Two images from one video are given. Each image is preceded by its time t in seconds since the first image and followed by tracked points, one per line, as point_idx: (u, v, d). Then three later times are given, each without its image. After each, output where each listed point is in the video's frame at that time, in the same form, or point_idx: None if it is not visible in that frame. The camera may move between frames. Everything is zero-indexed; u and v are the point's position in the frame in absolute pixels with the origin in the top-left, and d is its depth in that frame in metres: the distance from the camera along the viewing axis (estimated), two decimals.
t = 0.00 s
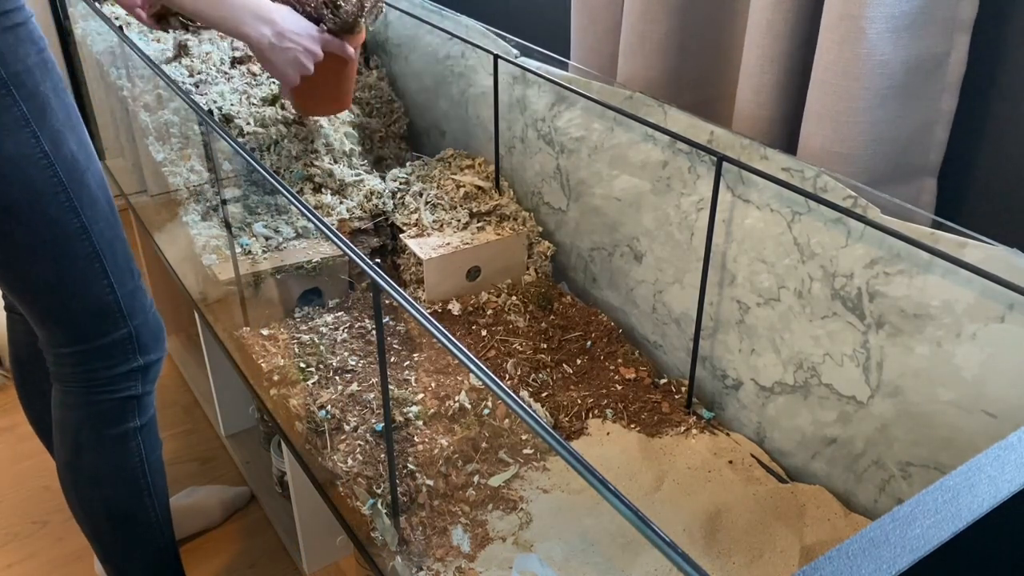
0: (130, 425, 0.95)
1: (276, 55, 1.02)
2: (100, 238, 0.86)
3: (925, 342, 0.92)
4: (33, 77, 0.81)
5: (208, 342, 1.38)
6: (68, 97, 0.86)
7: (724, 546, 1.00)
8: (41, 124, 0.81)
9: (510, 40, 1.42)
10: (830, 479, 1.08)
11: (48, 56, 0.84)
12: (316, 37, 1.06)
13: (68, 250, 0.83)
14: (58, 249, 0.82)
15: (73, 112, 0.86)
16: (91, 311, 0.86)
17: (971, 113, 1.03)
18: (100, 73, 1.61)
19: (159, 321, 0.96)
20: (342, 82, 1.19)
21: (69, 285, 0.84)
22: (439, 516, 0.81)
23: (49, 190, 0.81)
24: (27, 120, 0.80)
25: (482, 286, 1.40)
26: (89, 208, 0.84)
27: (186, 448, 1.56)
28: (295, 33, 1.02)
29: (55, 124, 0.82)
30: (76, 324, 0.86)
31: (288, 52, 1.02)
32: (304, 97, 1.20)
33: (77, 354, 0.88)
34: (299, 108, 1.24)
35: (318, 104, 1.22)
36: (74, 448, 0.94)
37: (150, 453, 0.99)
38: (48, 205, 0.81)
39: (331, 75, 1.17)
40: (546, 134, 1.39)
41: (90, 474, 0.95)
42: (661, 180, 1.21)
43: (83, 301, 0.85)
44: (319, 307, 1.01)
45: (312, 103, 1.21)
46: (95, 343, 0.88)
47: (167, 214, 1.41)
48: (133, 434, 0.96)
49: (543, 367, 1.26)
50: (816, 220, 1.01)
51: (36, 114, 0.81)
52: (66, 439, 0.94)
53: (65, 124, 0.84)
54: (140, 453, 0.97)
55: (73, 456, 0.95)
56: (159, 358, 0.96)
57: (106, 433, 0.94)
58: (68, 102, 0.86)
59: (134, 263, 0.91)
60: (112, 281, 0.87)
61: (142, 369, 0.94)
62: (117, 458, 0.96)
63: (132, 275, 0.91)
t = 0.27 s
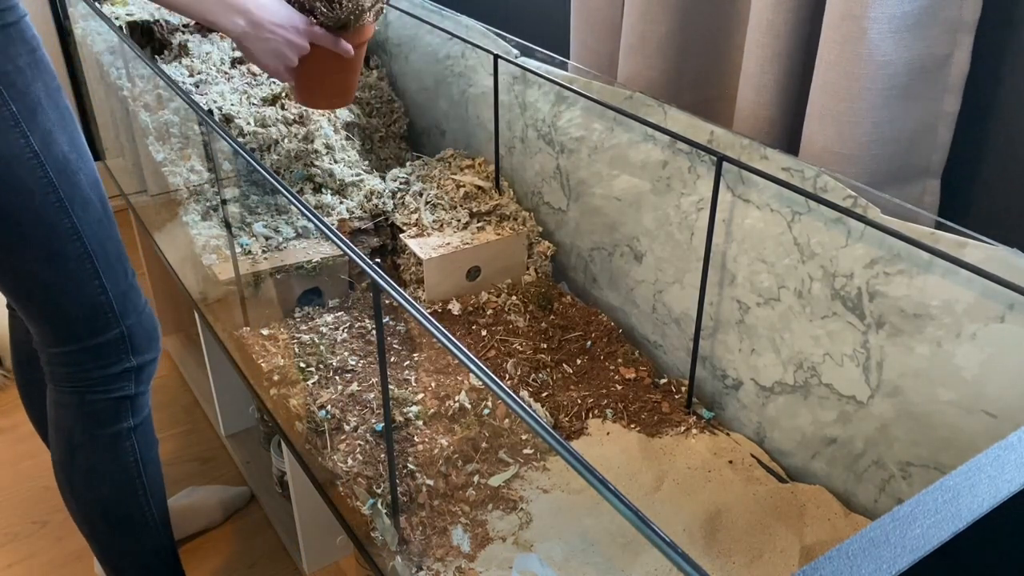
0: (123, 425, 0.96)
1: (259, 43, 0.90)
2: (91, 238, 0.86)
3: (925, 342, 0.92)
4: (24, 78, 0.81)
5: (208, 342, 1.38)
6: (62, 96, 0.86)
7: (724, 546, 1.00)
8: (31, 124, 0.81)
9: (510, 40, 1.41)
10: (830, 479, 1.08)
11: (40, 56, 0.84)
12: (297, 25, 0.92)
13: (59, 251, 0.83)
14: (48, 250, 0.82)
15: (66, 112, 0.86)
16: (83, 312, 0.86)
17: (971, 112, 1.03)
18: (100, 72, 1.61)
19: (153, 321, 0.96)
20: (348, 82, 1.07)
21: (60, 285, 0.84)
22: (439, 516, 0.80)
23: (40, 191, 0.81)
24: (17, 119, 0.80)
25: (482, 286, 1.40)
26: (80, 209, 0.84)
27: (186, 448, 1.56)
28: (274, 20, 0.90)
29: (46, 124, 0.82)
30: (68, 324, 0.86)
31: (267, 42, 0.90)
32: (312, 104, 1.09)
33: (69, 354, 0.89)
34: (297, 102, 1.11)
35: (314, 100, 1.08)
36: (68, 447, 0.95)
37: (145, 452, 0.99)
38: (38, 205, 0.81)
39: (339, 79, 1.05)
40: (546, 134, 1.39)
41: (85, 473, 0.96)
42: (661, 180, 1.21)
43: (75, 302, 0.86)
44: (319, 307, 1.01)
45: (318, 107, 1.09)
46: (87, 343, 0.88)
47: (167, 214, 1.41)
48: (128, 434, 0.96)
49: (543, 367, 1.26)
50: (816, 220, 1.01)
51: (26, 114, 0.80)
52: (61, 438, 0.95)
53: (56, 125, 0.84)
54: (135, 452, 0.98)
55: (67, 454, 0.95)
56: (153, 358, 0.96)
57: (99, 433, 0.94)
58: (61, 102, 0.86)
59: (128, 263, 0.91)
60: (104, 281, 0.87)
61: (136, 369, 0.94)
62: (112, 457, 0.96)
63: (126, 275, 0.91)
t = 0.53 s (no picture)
0: (119, 423, 0.95)
1: (270, 40, 1.05)
2: (87, 237, 0.86)
3: (925, 342, 0.92)
4: (22, 75, 0.81)
5: (208, 342, 1.38)
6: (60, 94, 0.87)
7: (724, 546, 1.00)
8: (28, 121, 0.81)
9: (510, 40, 1.41)
10: (830, 479, 1.08)
11: (39, 54, 0.84)
12: (310, 23, 1.04)
13: (54, 249, 0.83)
14: (44, 248, 0.83)
15: (64, 110, 0.86)
16: (79, 310, 0.87)
17: (971, 112, 1.03)
18: (100, 73, 1.61)
19: (149, 320, 0.96)
20: (368, 79, 1.18)
21: (55, 284, 0.84)
22: (439, 516, 0.80)
23: (35, 189, 0.81)
24: (14, 117, 0.80)
25: (482, 286, 1.40)
26: (76, 208, 0.84)
27: (186, 448, 1.56)
28: (284, 20, 1.03)
29: (43, 122, 0.82)
30: (64, 323, 0.86)
31: (276, 38, 1.04)
32: (335, 100, 1.21)
33: (65, 352, 0.89)
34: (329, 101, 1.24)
35: (340, 97, 1.21)
36: (64, 445, 0.95)
37: (142, 451, 0.99)
38: (34, 204, 0.81)
39: (358, 77, 1.16)
40: (546, 134, 1.39)
41: (81, 472, 0.96)
42: (662, 180, 1.21)
43: (70, 300, 0.86)
44: (319, 307, 1.01)
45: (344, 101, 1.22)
46: (82, 342, 0.88)
47: (167, 214, 1.41)
48: (123, 433, 0.96)
49: (543, 367, 1.26)
50: (816, 220, 1.01)
51: (23, 112, 0.80)
52: (57, 436, 0.95)
53: (53, 123, 0.84)
54: (131, 451, 0.98)
55: (64, 453, 0.95)
56: (149, 357, 0.96)
57: (95, 431, 0.94)
58: (59, 100, 0.86)
59: (123, 262, 0.91)
60: (99, 281, 0.87)
61: (131, 368, 0.94)
62: (108, 456, 0.96)
63: (121, 274, 0.91)
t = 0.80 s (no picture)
0: (118, 424, 0.95)
1: (283, 40, 0.95)
2: (85, 238, 0.86)
3: (925, 342, 0.92)
4: (22, 74, 0.81)
5: (208, 342, 1.38)
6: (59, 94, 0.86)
7: (724, 546, 1.00)
8: (26, 122, 0.81)
9: (510, 40, 1.41)
10: (830, 479, 1.08)
11: (41, 52, 0.84)
12: (321, 19, 0.96)
13: (52, 249, 0.83)
14: (42, 249, 0.83)
15: (64, 110, 0.86)
16: (76, 311, 0.87)
17: (971, 112, 1.03)
18: (100, 73, 1.61)
19: (148, 321, 0.96)
20: (376, 80, 1.11)
21: (53, 284, 0.84)
22: (439, 516, 0.80)
23: (33, 190, 0.81)
24: (11, 118, 0.80)
25: (482, 286, 1.40)
26: (75, 208, 0.84)
27: (186, 448, 1.56)
28: (298, 18, 0.95)
29: (42, 122, 0.82)
30: (62, 323, 0.86)
31: (290, 39, 0.95)
32: (341, 101, 1.14)
33: (64, 352, 0.89)
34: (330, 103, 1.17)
35: (345, 100, 1.13)
36: (63, 445, 0.95)
37: (141, 452, 0.99)
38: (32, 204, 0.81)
39: (365, 78, 1.09)
40: (546, 134, 1.39)
41: (80, 472, 0.96)
42: (661, 180, 1.21)
43: (67, 301, 0.86)
44: (319, 307, 1.01)
45: (349, 103, 1.14)
46: (81, 343, 0.88)
47: (167, 214, 1.41)
48: (123, 434, 0.96)
49: (543, 367, 1.26)
50: (816, 220, 1.01)
51: (21, 113, 0.80)
52: (55, 436, 0.95)
53: (53, 122, 0.84)
54: (130, 452, 0.98)
55: (63, 452, 0.95)
56: (148, 358, 0.96)
57: (93, 432, 0.94)
58: (59, 100, 0.86)
59: (123, 262, 0.91)
60: (97, 281, 0.87)
61: (130, 369, 0.94)
62: (107, 457, 0.96)
63: (120, 275, 0.91)
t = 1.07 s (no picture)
0: (117, 429, 0.95)
1: (282, 31, 0.95)
2: (82, 242, 0.86)
3: (925, 342, 0.92)
4: (17, 80, 0.81)
5: (208, 342, 1.38)
6: (54, 98, 0.86)
7: (724, 546, 1.00)
8: (22, 126, 0.80)
9: (510, 40, 1.41)
10: (830, 479, 1.08)
11: (35, 57, 0.84)
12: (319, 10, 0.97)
13: (49, 255, 0.83)
14: (39, 254, 0.82)
15: (59, 115, 0.86)
16: (73, 315, 0.87)
17: (971, 112, 1.03)
18: (100, 73, 1.61)
19: (145, 325, 0.96)
20: (372, 71, 1.10)
21: (50, 289, 0.84)
22: (439, 516, 0.80)
23: (30, 194, 0.81)
24: (8, 122, 0.79)
25: (482, 286, 1.40)
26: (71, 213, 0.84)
27: (186, 448, 1.56)
28: (296, 9, 0.95)
29: (38, 126, 0.82)
30: (59, 328, 0.86)
31: (289, 30, 0.95)
32: (337, 92, 1.12)
33: (61, 357, 0.89)
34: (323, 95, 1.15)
35: (340, 91, 1.11)
36: (60, 450, 0.95)
37: (140, 456, 0.99)
38: (28, 208, 0.81)
39: (362, 69, 1.08)
40: (546, 133, 1.39)
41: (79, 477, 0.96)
42: (661, 180, 1.21)
43: (65, 306, 0.86)
44: (319, 307, 1.01)
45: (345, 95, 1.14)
46: (78, 347, 0.88)
47: (167, 214, 1.41)
48: (121, 438, 0.96)
49: (543, 367, 1.26)
50: (816, 220, 1.01)
51: (17, 117, 0.80)
52: (53, 441, 0.95)
53: (49, 127, 0.84)
54: (129, 456, 0.98)
55: (61, 457, 0.95)
56: (145, 361, 0.96)
57: (92, 437, 0.94)
58: (53, 104, 0.86)
59: (119, 266, 0.91)
60: (95, 285, 0.87)
61: (128, 373, 0.94)
62: (107, 461, 0.96)
63: (117, 279, 0.91)
